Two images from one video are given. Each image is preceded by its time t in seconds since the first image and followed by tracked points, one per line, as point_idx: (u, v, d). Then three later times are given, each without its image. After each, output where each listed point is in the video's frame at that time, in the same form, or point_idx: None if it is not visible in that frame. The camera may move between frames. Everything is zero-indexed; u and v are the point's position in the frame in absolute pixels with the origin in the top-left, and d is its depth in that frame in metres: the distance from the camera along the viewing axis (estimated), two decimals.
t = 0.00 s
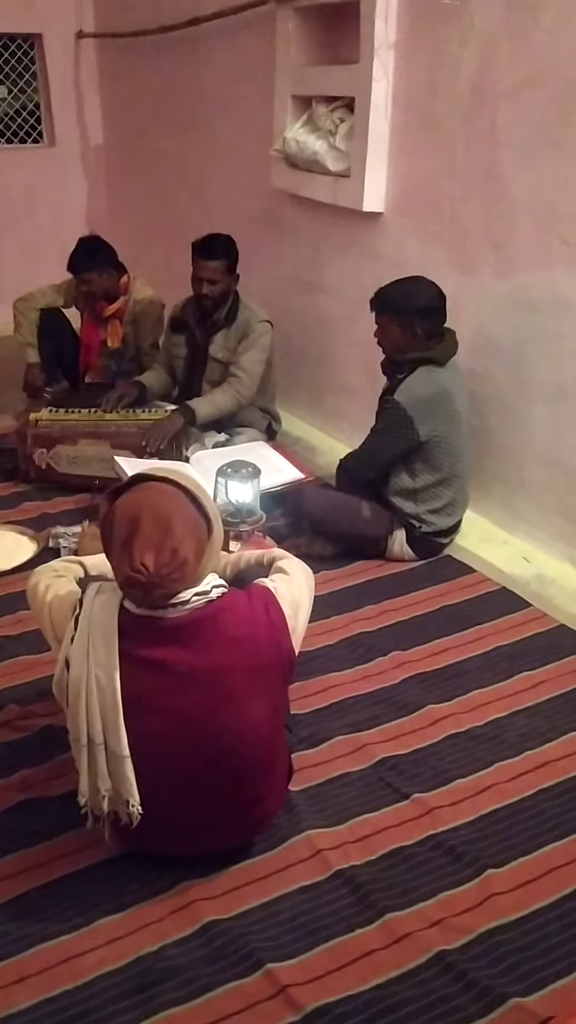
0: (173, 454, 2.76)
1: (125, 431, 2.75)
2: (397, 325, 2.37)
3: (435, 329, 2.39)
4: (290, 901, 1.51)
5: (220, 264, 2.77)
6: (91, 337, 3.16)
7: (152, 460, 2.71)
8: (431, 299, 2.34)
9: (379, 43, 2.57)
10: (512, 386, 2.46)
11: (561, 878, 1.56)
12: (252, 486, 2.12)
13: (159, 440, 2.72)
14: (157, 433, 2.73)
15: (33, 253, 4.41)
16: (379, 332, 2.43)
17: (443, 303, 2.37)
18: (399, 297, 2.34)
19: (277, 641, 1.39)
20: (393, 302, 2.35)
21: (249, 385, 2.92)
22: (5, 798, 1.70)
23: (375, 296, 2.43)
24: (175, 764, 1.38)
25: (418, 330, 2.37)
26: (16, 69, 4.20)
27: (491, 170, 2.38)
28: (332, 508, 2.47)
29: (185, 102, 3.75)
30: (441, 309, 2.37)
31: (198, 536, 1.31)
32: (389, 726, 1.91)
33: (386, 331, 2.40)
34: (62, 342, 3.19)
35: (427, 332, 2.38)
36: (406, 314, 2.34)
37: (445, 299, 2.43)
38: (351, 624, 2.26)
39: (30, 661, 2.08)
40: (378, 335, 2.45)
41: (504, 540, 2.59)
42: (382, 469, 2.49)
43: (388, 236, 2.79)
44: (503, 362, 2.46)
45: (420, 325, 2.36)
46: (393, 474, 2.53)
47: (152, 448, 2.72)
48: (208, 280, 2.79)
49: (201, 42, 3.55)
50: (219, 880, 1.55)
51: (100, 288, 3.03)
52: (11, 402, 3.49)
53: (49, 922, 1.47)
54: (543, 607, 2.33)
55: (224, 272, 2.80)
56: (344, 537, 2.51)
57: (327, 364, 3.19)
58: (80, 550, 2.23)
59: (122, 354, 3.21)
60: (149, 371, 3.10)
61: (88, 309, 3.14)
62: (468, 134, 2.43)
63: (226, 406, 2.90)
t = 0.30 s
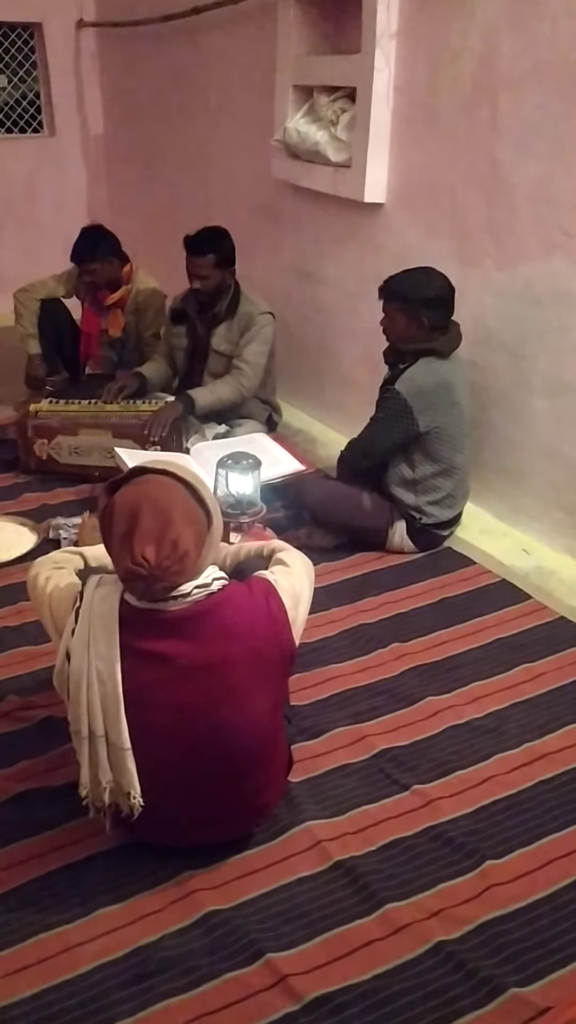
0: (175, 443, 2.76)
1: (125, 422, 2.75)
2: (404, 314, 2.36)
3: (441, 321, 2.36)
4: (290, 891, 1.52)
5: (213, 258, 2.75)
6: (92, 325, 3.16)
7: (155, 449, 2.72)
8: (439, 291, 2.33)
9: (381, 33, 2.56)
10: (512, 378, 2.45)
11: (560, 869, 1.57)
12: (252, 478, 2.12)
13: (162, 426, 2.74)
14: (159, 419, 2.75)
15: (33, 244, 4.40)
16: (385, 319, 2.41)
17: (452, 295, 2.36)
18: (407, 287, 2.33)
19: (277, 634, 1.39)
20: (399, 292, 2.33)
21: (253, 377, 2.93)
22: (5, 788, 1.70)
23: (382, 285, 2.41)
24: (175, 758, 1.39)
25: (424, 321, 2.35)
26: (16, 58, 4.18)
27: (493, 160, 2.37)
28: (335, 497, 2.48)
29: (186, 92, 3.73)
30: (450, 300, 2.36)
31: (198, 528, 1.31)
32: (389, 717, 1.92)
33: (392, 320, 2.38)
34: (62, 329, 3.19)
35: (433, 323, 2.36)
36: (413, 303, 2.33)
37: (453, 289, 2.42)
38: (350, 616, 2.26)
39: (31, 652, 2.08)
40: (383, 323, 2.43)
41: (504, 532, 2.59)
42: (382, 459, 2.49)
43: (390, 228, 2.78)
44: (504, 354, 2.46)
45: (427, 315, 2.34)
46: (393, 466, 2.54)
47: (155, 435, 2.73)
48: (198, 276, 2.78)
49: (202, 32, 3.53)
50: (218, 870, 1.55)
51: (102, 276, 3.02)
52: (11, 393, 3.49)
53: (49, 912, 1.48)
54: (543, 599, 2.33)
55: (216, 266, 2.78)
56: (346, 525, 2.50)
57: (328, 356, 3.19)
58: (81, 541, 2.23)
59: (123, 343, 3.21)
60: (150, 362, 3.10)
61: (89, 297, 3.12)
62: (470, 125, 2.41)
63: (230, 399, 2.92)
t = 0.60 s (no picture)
0: (176, 436, 2.74)
1: (125, 414, 2.74)
2: (408, 303, 2.35)
3: (445, 312, 2.36)
4: (291, 882, 1.52)
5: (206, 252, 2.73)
6: (94, 313, 3.17)
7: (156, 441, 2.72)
8: (445, 282, 2.31)
9: (382, 22, 2.54)
10: (513, 369, 2.45)
11: (560, 861, 1.57)
12: (253, 470, 2.12)
13: (161, 419, 2.72)
14: (158, 413, 2.72)
15: (33, 235, 4.39)
16: (389, 307, 2.41)
17: (457, 286, 2.34)
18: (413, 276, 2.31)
19: (278, 628, 1.39)
20: (405, 281, 2.32)
21: (253, 371, 2.92)
22: (6, 780, 1.70)
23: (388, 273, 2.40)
24: (176, 752, 1.39)
25: (429, 311, 2.34)
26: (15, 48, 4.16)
27: (495, 150, 2.36)
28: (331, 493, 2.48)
29: (185, 81, 3.72)
30: (454, 292, 2.34)
31: (198, 522, 1.30)
32: (390, 709, 1.92)
33: (396, 308, 2.38)
34: (63, 321, 3.18)
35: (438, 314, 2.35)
36: (419, 293, 2.32)
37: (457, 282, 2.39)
38: (351, 608, 2.26)
39: (31, 644, 2.08)
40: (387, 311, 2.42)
41: (505, 524, 2.59)
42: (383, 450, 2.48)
43: (391, 219, 2.77)
44: (506, 345, 2.45)
45: (431, 305, 2.33)
46: (394, 457, 2.54)
47: (155, 427, 2.72)
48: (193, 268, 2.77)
49: (202, 21, 3.51)
50: (220, 862, 1.56)
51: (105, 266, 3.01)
52: (11, 384, 3.48)
53: (50, 904, 1.48)
54: (544, 590, 2.33)
55: (211, 259, 2.76)
56: (344, 520, 2.50)
57: (328, 347, 3.18)
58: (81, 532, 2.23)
59: (125, 332, 3.20)
60: (150, 354, 3.09)
61: (91, 285, 3.12)
62: (472, 115, 2.40)
63: (230, 392, 2.92)
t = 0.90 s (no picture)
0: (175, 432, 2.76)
1: (124, 408, 2.74)
2: (410, 293, 2.35)
3: (445, 304, 2.36)
4: (291, 876, 1.52)
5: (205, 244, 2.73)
6: (94, 306, 3.16)
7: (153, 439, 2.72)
8: (449, 274, 2.32)
9: (382, 14, 2.53)
10: (513, 363, 2.45)
11: (560, 854, 1.58)
12: (253, 464, 2.11)
13: (160, 417, 2.72)
14: (157, 410, 2.72)
15: (32, 228, 4.38)
16: (390, 297, 2.40)
17: (458, 278, 2.34)
18: (413, 268, 2.32)
19: (277, 625, 1.39)
20: (407, 273, 2.32)
21: (251, 361, 2.91)
22: (6, 774, 1.71)
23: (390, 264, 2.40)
24: (175, 749, 1.39)
25: (430, 301, 2.34)
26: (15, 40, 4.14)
27: (496, 144, 2.35)
28: (335, 487, 2.47)
29: (185, 74, 3.71)
30: (456, 283, 2.35)
31: (194, 521, 1.30)
32: (389, 703, 1.92)
33: (397, 298, 2.37)
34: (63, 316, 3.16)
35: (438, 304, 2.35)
36: (421, 284, 2.32)
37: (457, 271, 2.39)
38: (351, 602, 2.26)
39: (31, 638, 2.08)
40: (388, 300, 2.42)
41: (505, 518, 2.59)
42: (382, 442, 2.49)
43: (391, 213, 2.77)
44: (506, 339, 2.45)
45: (432, 297, 2.34)
46: (394, 448, 2.53)
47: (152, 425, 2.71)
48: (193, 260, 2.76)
49: (202, 13, 3.50)
50: (220, 855, 1.56)
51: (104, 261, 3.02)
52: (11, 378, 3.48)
53: (51, 897, 1.49)
54: (543, 584, 2.33)
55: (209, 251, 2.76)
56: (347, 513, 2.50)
57: (328, 341, 3.18)
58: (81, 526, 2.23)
59: (125, 326, 3.19)
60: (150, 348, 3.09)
61: (91, 279, 3.12)
62: (473, 109, 2.40)
63: (230, 384, 2.90)
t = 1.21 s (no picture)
0: (176, 426, 2.76)
1: (125, 405, 2.74)
2: (408, 289, 2.34)
3: (443, 300, 2.35)
4: (291, 872, 1.52)
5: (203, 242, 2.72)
6: (94, 305, 3.15)
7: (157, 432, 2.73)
8: (447, 271, 2.31)
9: (383, 11, 2.52)
10: (514, 361, 2.45)
11: (561, 851, 1.58)
12: (253, 461, 2.11)
13: (162, 409, 2.73)
14: (159, 403, 2.73)
15: (32, 225, 4.38)
16: (388, 293, 2.40)
17: (456, 274, 2.34)
18: (412, 264, 2.31)
19: (277, 623, 1.39)
20: (406, 269, 2.32)
21: (254, 360, 2.91)
22: (6, 771, 1.71)
23: (388, 260, 2.39)
24: (176, 748, 1.39)
25: (428, 297, 2.34)
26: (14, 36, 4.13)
27: (496, 141, 2.35)
28: (338, 479, 2.49)
29: (185, 71, 3.70)
30: (454, 279, 2.34)
31: (195, 520, 1.29)
32: (389, 700, 1.92)
33: (396, 294, 2.37)
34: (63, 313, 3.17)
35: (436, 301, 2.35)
36: (419, 278, 2.31)
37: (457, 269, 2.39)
38: (351, 599, 2.26)
39: (31, 636, 2.08)
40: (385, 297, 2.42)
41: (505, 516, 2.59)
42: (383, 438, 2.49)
43: (392, 210, 2.76)
44: (506, 336, 2.45)
45: (430, 292, 2.33)
46: (394, 445, 2.54)
47: (155, 418, 2.73)
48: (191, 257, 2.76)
49: (202, 9, 3.49)
50: (220, 852, 1.56)
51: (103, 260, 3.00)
52: (10, 376, 3.48)
53: (52, 894, 1.49)
54: (543, 581, 2.33)
55: (209, 247, 2.75)
56: (346, 509, 2.52)
57: (328, 338, 3.18)
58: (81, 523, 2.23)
59: (125, 324, 3.20)
60: (150, 345, 3.09)
61: (90, 278, 3.11)
62: (473, 105, 2.39)
63: (231, 381, 2.91)
